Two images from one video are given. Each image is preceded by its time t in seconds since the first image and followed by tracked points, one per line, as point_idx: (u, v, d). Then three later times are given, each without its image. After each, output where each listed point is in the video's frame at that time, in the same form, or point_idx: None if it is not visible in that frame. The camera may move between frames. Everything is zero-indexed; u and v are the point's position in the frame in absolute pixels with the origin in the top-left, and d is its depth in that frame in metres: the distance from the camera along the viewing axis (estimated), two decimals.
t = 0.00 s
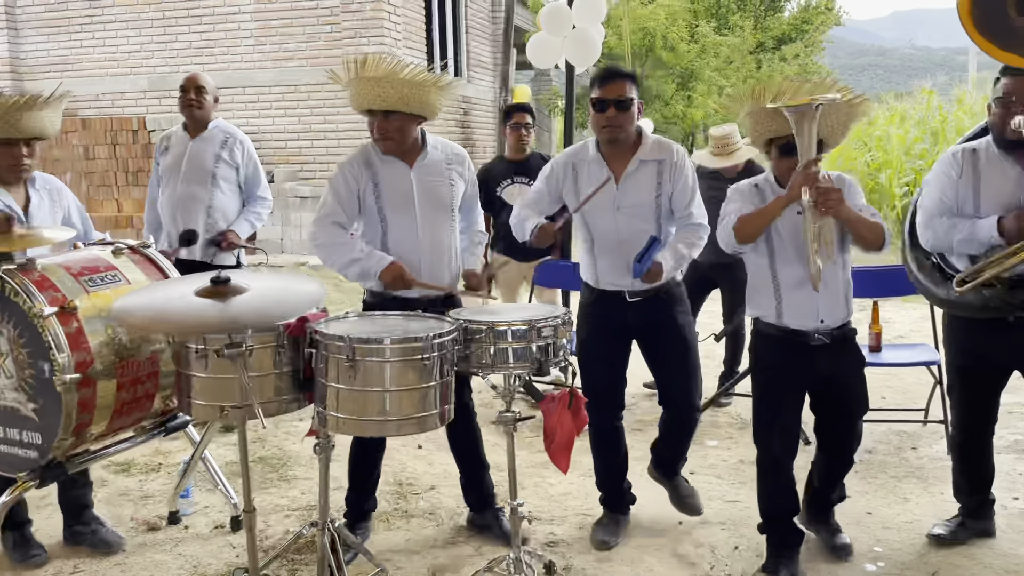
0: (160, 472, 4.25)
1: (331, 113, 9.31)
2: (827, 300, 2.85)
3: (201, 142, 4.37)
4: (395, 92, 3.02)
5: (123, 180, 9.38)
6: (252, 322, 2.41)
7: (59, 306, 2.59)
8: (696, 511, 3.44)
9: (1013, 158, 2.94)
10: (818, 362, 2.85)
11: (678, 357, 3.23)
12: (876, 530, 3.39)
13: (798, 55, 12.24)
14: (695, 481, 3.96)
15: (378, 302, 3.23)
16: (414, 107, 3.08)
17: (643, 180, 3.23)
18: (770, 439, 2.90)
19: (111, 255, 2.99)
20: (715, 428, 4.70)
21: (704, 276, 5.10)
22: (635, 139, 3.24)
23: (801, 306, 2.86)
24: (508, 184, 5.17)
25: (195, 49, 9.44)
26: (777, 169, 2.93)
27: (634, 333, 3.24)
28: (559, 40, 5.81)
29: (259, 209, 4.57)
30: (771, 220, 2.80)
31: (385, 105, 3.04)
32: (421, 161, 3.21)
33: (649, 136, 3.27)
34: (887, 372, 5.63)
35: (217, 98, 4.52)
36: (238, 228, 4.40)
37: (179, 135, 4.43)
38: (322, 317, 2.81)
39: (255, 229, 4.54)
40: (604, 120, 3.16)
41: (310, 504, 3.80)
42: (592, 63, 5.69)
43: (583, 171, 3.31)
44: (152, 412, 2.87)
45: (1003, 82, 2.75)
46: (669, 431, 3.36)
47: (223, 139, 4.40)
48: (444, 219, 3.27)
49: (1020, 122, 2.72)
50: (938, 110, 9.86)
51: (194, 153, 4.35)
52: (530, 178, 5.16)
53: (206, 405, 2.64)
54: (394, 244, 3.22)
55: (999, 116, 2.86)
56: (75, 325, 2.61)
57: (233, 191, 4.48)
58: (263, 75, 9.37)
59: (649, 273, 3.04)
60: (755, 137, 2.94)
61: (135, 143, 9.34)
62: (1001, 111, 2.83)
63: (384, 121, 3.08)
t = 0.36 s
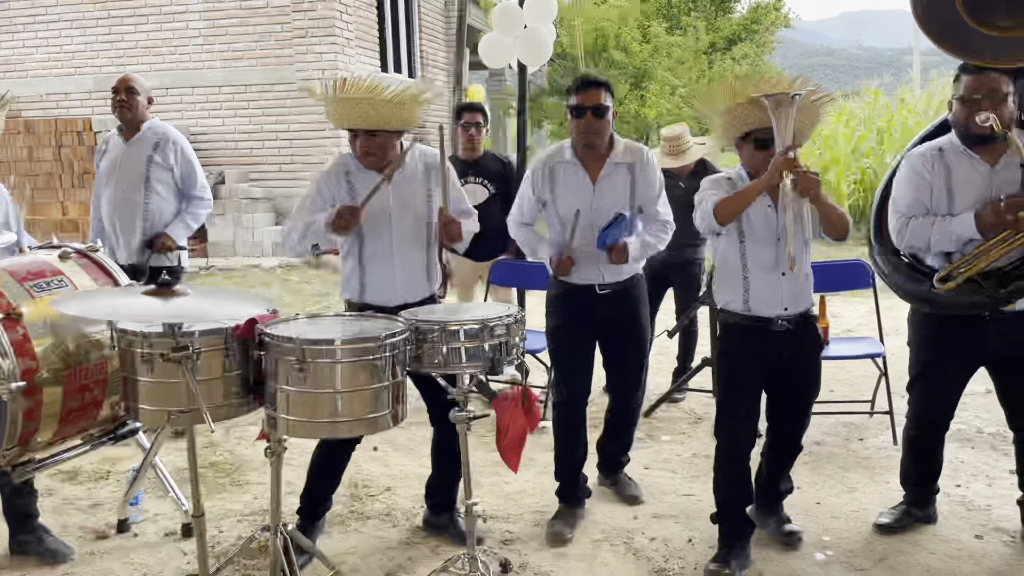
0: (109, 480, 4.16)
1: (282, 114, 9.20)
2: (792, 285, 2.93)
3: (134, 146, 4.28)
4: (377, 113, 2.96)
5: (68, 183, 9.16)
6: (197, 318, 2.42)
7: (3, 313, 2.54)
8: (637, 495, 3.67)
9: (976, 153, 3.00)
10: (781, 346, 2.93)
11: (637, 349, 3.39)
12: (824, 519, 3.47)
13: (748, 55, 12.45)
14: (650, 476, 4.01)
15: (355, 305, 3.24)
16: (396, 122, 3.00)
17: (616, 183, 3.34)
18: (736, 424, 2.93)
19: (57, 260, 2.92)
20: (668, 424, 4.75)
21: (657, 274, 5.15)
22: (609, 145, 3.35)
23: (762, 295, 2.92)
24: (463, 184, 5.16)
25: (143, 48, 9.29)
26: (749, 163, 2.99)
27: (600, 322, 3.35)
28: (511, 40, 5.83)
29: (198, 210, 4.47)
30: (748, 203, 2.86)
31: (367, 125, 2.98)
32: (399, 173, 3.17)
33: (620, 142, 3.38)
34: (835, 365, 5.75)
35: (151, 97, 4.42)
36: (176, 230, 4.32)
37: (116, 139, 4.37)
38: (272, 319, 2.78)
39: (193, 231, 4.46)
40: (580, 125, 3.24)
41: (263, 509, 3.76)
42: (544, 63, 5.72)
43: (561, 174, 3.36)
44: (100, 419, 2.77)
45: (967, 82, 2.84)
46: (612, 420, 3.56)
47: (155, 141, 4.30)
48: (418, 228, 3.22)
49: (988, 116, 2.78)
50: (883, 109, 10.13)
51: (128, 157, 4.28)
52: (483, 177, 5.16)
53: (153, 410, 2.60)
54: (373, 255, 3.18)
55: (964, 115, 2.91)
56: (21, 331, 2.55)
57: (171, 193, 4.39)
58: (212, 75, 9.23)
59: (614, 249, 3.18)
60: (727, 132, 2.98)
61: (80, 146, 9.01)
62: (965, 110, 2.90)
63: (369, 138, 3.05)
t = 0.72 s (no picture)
0: (58, 487, 4.07)
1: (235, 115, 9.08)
2: (750, 286, 2.96)
3: (80, 144, 4.19)
4: (285, 101, 2.91)
5: (15, 185, 8.93)
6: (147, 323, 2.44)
7: None
8: (594, 492, 3.69)
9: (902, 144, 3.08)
10: (744, 341, 2.94)
11: (589, 333, 3.58)
12: (776, 511, 3.53)
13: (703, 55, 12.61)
14: (607, 472, 4.04)
15: (269, 302, 3.20)
16: (304, 109, 2.96)
17: (569, 162, 3.56)
18: (702, 419, 2.97)
19: None
20: (625, 420, 4.80)
21: (613, 271, 5.20)
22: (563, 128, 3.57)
23: (720, 294, 2.96)
24: (418, 183, 5.16)
25: (91, 47, 9.11)
26: (706, 168, 3.00)
27: (552, 306, 3.56)
28: (465, 39, 5.83)
29: (148, 209, 4.40)
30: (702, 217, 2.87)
31: (277, 112, 2.95)
32: (316, 161, 3.14)
33: (573, 126, 3.60)
34: (788, 359, 5.86)
35: (98, 96, 4.32)
36: (123, 230, 4.24)
37: (61, 138, 4.27)
38: (223, 321, 2.75)
39: (142, 230, 4.38)
40: (537, 105, 3.48)
41: (218, 513, 3.71)
42: (498, 63, 5.75)
43: (517, 152, 3.59)
44: (44, 426, 2.72)
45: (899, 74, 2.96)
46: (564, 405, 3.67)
47: (102, 139, 4.21)
48: (337, 221, 3.18)
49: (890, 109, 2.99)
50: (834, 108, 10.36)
51: (73, 156, 4.19)
52: (439, 177, 5.16)
53: (102, 415, 2.55)
54: (287, 247, 3.15)
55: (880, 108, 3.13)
56: None
57: (118, 192, 4.30)
58: (163, 75, 9.07)
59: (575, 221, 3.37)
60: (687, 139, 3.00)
61: (26, 147, 8.78)
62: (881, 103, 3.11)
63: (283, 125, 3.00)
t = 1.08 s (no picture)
0: (14, 495, 4.00)
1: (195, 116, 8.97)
2: (700, 286, 2.99)
3: (44, 146, 4.11)
4: (239, 129, 2.88)
5: None
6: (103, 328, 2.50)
7: None
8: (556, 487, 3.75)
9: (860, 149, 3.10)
10: (693, 335, 2.99)
11: (536, 331, 3.65)
12: (736, 506, 3.59)
13: (666, 57, 12.73)
14: (570, 471, 4.07)
15: (217, 312, 3.20)
16: (254, 131, 2.90)
17: (505, 179, 3.60)
18: (654, 417, 3.04)
19: None
20: (589, 419, 4.84)
21: (575, 272, 5.23)
22: (500, 147, 3.60)
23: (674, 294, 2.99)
24: (380, 185, 5.14)
25: (47, 48, 8.97)
26: (653, 167, 3.05)
27: (498, 310, 3.64)
28: (426, 40, 5.81)
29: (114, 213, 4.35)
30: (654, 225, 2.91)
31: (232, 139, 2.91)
32: (260, 175, 3.13)
33: (509, 143, 3.63)
34: (748, 357, 5.94)
35: (57, 97, 4.24)
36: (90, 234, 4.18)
37: (19, 140, 4.16)
38: (181, 324, 2.72)
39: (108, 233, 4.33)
40: (473, 127, 3.52)
41: (178, 519, 3.67)
42: (459, 64, 5.74)
43: (455, 172, 3.63)
44: None
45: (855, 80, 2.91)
46: (522, 407, 3.73)
47: (67, 141, 4.14)
48: (281, 231, 3.17)
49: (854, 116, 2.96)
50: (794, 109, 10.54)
51: (36, 158, 4.10)
52: (401, 178, 5.16)
53: (57, 421, 2.52)
54: (233, 258, 3.14)
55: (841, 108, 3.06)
56: None
57: (84, 196, 4.24)
58: (121, 75, 8.95)
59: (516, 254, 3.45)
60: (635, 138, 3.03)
61: None
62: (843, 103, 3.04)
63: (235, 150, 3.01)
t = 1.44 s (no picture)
0: None
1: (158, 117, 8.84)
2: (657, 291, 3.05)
3: (8, 151, 3.99)
4: (242, 117, 2.85)
5: None
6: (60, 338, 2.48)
7: None
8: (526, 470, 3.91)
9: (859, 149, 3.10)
10: (651, 337, 3.05)
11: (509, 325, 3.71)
12: (701, 505, 3.63)
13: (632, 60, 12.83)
14: (538, 471, 4.08)
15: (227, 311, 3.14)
16: (254, 119, 2.87)
17: (475, 168, 3.71)
18: (613, 420, 3.07)
19: None
20: (557, 420, 4.86)
21: (542, 273, 5.25)
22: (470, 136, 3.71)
23: (631, 297, 3.03)
24: (346, 187, 5.11)
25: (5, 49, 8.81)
26: (612, 173, 3.06)
27: (471, 306, 3.69)
28: (392, 42, 5.79)
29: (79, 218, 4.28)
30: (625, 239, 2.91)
31: (232, 129, 2.88)
32: (258, 169, 3.07)
33: (478, 134, 3.75)
34: (714, 357, 6.00)
35: (16, 99, 4.09)
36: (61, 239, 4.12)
37: None
38: (141, 329, 2.69)
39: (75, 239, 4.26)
40: (442, 116, 3.60)
41: (141, 526, 3.62)
42: (426, 66, 5.73)
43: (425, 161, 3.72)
44: None
45: (850, 79, 2.93)
46: (496, 403, 3.83)
47: (31, 146, 4.04)
48: (284, 227, 3.13)
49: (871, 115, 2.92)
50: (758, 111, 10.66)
51: None
52: (368, 180, 5.14)
53: (14, 428, 2.47)
54: (240, 256, 3.08)
55: (847, 110, 2.99)
56: None
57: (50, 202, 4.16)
58: (82, 77, 8.81)
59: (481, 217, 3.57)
60: (594, 143, 3.06)
61: None
62: (847, 105, 2.98)
63: (232, 140, 2.93)
